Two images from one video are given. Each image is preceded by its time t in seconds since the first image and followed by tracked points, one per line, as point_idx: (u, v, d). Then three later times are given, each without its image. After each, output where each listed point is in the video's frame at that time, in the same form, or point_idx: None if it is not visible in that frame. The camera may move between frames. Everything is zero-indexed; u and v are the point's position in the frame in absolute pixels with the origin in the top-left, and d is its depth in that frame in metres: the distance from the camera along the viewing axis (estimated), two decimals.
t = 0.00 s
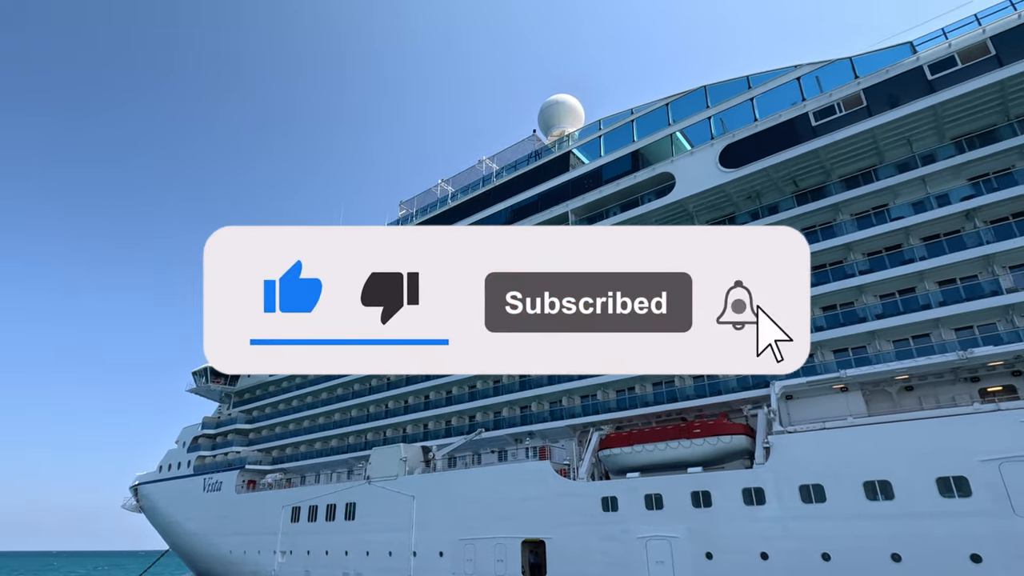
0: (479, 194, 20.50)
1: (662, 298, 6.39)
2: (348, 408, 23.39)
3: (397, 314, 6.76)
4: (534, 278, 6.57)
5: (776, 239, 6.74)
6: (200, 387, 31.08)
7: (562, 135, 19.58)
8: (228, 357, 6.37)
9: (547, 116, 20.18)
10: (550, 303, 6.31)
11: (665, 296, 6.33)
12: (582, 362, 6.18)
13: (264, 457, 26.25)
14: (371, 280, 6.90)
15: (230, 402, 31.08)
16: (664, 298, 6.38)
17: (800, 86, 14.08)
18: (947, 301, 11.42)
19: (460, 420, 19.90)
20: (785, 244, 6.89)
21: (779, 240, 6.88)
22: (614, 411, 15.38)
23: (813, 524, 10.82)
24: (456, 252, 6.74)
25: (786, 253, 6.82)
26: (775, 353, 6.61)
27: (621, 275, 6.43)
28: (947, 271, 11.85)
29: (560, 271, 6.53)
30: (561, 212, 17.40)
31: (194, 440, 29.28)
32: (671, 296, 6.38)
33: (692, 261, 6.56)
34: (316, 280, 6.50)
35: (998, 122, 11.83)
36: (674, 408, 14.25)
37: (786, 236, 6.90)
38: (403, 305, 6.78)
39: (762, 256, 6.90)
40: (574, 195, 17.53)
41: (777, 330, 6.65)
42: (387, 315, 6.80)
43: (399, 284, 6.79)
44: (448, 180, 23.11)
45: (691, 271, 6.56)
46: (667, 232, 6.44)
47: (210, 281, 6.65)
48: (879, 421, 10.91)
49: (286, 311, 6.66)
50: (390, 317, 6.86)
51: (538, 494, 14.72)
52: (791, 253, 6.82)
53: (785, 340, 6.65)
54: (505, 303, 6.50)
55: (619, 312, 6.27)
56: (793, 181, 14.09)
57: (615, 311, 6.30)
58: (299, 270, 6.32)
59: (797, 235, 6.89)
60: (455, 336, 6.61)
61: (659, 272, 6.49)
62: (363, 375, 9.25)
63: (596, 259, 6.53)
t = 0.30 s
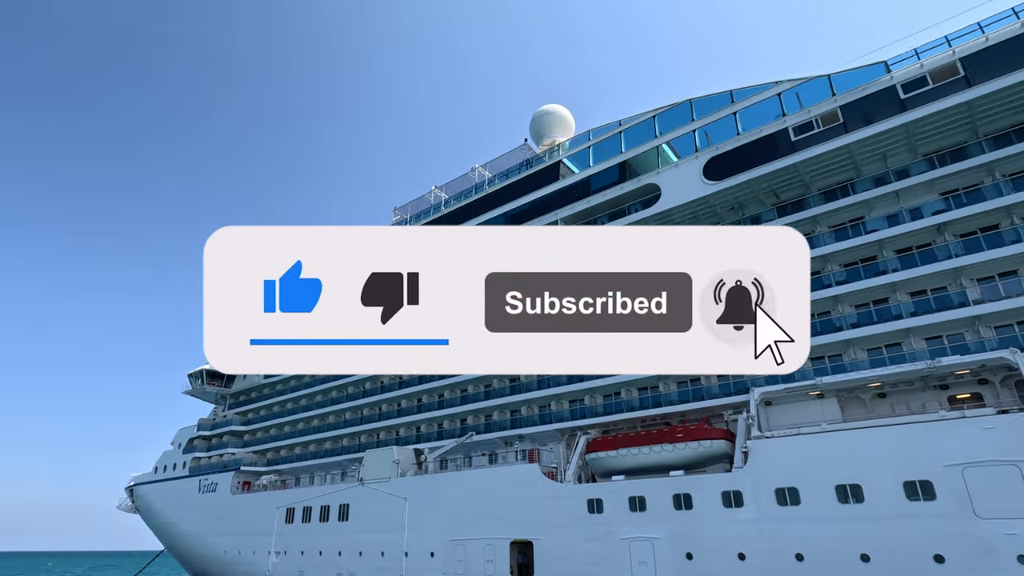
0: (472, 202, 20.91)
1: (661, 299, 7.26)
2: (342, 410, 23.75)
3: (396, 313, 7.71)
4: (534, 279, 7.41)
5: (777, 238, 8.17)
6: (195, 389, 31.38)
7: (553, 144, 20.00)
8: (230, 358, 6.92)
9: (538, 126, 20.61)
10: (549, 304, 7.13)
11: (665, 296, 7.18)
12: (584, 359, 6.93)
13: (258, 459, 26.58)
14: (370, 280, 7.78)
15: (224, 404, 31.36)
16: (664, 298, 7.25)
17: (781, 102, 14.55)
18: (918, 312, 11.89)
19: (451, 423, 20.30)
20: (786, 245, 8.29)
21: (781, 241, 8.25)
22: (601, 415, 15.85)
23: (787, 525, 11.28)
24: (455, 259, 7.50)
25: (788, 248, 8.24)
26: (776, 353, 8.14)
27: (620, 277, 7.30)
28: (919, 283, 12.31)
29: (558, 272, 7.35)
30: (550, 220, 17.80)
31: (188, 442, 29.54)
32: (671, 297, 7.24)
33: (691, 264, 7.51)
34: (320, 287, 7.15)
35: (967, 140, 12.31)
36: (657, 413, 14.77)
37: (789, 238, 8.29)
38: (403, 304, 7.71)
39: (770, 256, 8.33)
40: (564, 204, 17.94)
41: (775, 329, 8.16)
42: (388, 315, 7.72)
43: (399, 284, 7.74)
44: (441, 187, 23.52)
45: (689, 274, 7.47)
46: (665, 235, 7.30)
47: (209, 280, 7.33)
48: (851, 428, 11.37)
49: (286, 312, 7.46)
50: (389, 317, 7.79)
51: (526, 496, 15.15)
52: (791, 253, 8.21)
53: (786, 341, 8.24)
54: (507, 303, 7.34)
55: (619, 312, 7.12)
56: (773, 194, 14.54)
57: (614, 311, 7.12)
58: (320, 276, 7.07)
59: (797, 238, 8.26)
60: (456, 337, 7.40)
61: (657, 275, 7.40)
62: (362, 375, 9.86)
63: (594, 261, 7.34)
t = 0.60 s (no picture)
0: (463, 209, 21.32)
1: (662, 298, 7.13)
2: (335, 413, 24.06)
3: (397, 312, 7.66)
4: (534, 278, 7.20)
5: (773, 239, 8.14)
6: (189, 391, 31.63)
7: (542, 154, 20.45)
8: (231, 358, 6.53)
9: (528, 136, 21.06)
10: (548, 304, 6.96)
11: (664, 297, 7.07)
12: (582, 359, 6.83)
13: (250, 460, 26.87)
14: (371, 280, 7.75)
15: (217, 406, 31.58)
16: (663, 298, 7.14)
17: (761, 118, 15.04)
18: (889, 322, 12.37)
19: (440, 427, 20.68)
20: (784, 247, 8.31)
21: (782, 244, 8.21)
22: (586, 420, 16.27)
23: (761, 528, 11.73)
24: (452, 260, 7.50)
25: (783, 252, 8.25)
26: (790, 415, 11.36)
27: (620, 277, 7.16)
28: (890, 295, 12.79)
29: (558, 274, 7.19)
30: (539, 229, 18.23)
31: (181, 444, 29.77)
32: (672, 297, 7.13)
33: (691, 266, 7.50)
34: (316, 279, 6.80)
35: (937, 157, 12.82)
36: (640, 418, 15.22)
37: (790, 241, 8.22)
38: (403, 304, 7.65)
39: (770, 256, 8.30)
40: (553, 213, 18.36)
41: (789, 395, 11.30)
42: (390, 314, 7.68)
43: (400, 284, 7.72)
44: (433, 194, 23.93)
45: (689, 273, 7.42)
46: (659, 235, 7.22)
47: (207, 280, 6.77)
48: (823, 434, 11.82)
49: (285, 311, 7.07)
50: (390, 317, 7.73)
51: (512, 498, 15.57)
52: (790, 255, 8.23)
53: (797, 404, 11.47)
54: (506, 304, 7.23)
55: (619, 312, 6.99)
56: (754, 207, 15.00)
57: (614, 311, 6.95)
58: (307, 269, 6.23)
59: (798, 239, 8.21)
60: (457, 337, 7.43)
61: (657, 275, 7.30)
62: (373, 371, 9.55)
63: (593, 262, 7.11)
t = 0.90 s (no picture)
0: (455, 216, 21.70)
1: (661, 298, 5.20)
2: (327, 415, 24.36)
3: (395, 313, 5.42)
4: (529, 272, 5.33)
5: (770, 238, 5.46)
6: (182, 393, 31.87)
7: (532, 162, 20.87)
8: (230, 357, 5.32)
9: (519, 145, 21.48)
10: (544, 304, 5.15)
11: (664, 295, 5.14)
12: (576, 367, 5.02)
13: (243, 462, 27.16)
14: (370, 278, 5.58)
15: (210, 408, 31.78)
16: (664, 298, 5.19)
17: (741, 132, 15.54)
18: (861, 332, 12.87)
19: (430, 430, 21.05)
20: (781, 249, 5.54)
21: (776, 242, 5.48)
22: (572, 424, 16.74)
23: (736, 530, 12.18)
24: (455, 250, 5.47)
25: (783, 250, 5.54)
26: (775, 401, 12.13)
27: (618, 270, 5.27)
28: (863, 306, 13.28)
29: (559, 269, 5.32)
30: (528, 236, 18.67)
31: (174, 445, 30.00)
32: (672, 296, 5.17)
33: (692, 260, 5.38)
34: (319, 280, 5.56)
35: (907, 173, 13.34)
36: (622, 422, 15.70)
37: (786, 240, 5.51)
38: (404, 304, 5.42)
39: (759, 255, 5.54)
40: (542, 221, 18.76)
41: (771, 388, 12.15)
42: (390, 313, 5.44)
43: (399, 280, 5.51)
44: (425, 200, 24.30)
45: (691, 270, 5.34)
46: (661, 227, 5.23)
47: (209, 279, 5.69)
48: (796, 440, 12.33)
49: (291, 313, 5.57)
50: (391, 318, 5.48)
51: (498, 500, 15.99)
52: (788, 257, 5.51)
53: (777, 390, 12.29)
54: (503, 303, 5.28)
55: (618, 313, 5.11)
56: (734, 218, 15.46)
57: (613, 312, 5.11)
58: (291, 266, 5.40)
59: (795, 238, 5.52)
60: (456, 335, 5.34)
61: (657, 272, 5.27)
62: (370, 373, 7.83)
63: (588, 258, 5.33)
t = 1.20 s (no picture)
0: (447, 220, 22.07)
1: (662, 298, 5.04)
2: (321, 416, 24.72)
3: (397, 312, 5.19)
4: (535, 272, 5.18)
5: (769, 237, 5.23)
6: (176, 393, 32.13)
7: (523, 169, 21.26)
8: (228, 357, 5.16)
9: (510, 151, 21.86)
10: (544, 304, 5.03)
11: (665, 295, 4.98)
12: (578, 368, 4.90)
13: (237, 462, 27.47)
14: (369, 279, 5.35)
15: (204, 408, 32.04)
16: (664, 298, 5.03)
17: (724, 144, 16.00)
18: (835, 339, 13.35)
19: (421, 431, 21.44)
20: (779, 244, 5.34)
21: (774, 240, 5.25)
22: (558, 426, 17.16)
23: (715, 530, 12.62)
24: (455, 250, 5.30)
25: (781, 255, 5.31)
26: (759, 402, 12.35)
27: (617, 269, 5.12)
28: (837, 314, 13.77)
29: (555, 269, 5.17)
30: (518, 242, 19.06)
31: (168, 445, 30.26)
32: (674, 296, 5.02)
33: (691, 260, 5.19)
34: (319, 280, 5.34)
35: (881, 186, 13.85)
36: (607, 425, 16.16)
37: (786, 236, 5.29)
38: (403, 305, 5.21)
39: (760, 254, 5.32)
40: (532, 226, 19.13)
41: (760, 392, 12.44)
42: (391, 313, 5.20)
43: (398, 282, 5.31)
44: (418, 204, 24.65)
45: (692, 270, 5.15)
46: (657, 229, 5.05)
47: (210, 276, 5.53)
48: (771, 443, 12.83)
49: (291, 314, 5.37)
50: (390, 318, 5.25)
51: (486, 500, 16.42)
52: (791, 262, 5.24)
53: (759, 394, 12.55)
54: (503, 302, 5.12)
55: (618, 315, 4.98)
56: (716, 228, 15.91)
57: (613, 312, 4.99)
58: (289, 266, 5.21)
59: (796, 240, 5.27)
60: (456, 335, 5.17)
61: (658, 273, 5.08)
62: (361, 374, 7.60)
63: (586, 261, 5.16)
